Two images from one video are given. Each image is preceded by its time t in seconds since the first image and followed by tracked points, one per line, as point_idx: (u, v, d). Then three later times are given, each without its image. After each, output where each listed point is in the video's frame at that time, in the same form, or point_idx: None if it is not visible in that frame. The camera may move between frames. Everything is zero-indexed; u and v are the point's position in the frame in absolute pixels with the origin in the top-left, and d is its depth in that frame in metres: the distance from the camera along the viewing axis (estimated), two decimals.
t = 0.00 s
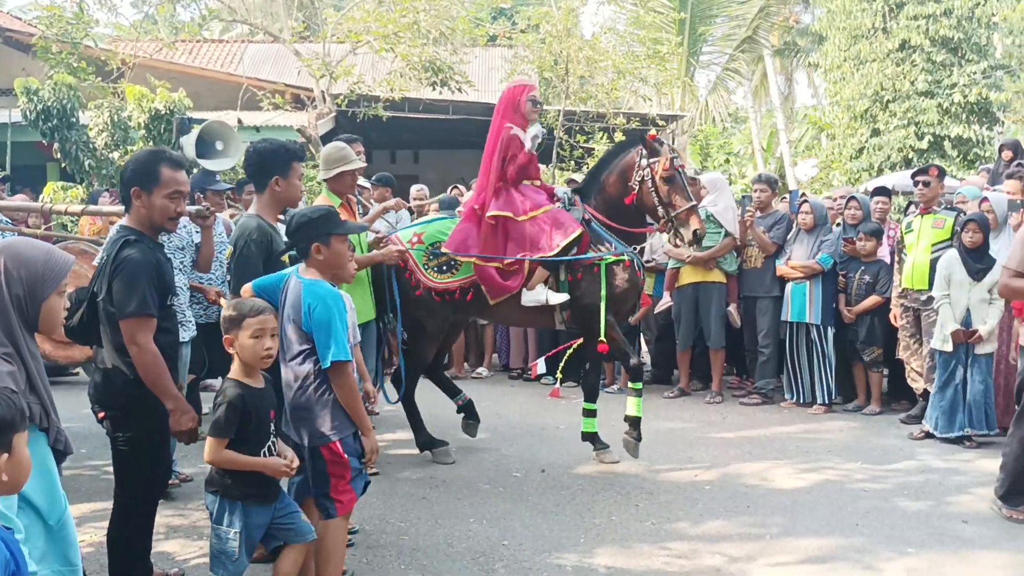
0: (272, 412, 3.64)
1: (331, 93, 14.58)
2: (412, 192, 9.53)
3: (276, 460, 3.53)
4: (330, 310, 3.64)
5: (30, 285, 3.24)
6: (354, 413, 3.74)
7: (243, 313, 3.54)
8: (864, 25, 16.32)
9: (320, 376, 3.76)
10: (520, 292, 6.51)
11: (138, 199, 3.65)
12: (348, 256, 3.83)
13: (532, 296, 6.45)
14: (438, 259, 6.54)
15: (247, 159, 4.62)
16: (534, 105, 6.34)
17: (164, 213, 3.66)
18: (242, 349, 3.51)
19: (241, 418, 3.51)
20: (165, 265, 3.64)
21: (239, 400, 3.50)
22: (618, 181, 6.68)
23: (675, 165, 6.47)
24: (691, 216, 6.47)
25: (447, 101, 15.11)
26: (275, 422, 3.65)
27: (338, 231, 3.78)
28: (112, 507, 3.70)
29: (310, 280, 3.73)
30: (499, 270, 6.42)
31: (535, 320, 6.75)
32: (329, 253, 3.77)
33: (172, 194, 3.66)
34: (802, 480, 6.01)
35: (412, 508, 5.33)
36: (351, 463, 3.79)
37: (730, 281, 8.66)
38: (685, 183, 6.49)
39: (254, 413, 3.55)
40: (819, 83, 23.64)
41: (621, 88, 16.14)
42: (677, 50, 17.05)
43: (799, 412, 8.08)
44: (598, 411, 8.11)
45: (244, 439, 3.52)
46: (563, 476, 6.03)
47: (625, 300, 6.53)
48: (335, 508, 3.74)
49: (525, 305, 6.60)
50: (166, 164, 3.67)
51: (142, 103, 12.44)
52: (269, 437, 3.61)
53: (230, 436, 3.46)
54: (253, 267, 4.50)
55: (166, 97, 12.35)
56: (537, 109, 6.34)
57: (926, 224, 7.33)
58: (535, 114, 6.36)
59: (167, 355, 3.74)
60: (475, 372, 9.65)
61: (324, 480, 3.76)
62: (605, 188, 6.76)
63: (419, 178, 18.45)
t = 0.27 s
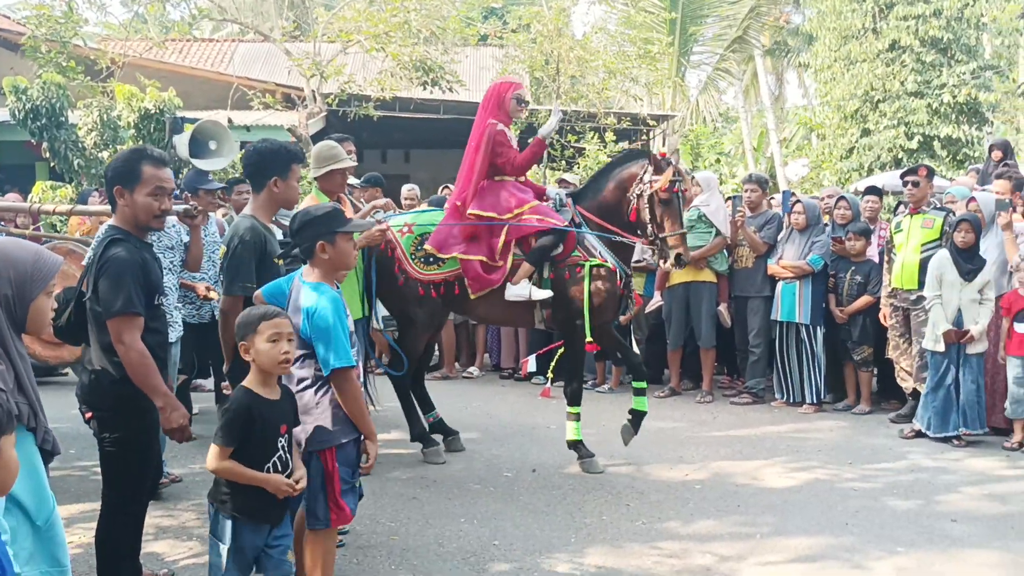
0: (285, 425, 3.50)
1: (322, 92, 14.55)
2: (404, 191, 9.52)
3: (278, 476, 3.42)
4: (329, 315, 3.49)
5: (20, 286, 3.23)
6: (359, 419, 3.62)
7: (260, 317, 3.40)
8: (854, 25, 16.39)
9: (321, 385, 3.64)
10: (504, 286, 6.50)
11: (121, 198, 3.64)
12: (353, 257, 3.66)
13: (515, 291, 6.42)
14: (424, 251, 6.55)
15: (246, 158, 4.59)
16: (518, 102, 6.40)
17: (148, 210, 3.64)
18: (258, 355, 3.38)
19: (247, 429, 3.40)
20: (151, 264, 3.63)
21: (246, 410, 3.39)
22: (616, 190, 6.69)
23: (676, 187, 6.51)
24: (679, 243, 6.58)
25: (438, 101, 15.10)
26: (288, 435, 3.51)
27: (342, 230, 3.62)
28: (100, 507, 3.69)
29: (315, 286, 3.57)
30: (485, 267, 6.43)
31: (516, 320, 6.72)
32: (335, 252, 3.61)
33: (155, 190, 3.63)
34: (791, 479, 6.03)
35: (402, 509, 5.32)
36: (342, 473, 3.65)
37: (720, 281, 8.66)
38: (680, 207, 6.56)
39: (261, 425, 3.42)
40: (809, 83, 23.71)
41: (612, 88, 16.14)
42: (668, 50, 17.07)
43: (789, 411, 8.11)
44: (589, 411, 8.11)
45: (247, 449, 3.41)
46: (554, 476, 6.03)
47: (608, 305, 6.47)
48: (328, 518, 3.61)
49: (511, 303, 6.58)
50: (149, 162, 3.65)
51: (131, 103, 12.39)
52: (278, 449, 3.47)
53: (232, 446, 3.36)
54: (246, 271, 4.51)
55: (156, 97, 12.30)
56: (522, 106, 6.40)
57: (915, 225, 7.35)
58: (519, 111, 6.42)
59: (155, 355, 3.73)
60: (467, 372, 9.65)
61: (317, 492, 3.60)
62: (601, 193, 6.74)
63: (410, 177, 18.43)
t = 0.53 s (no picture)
0: (290, 427, 3.32)
1: (318, 92, 14.53)
2: (401, 191, 9.51)
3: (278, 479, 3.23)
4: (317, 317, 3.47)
5: (17, 284, 3.22)
6: (359, 430, 3.61)
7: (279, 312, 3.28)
8: (850, 25, 16.39)
9: (320, 387, 3.67)
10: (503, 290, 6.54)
11: (115, 197, 3.64)
12: (358, 258, 3.63)
13: (514, 293, 6.48)
14: (423, 258, 6.52)
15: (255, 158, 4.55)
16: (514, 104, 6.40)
17: (140, 207, 3.62)
18: (272, 350, 3.25)
19: (248, 427, 3.23)
20: (146, 262, 3.63)
21: (247, 406, 3.22)
22: (619, 192, 6.65)
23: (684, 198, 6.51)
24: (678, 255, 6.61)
25: (434, 100, 15.08)
26: (293, 439, 3.33)
27: (348, 230, 3.59)
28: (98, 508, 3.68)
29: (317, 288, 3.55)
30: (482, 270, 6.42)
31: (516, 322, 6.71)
32: (340, 252, 3.57)
33: (146, 187, 3.62)
34: (788, 478, 6.04)
35: (400, 508, 5.32)
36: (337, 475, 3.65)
37: (717, 280, 8.66)
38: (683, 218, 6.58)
39: (264, 424, 3.25)
40: (806, 83, 23.73)
41: (608, 87, 16.12)
42: (664, 50, 17.07)
43: (786, 411, 8.12)
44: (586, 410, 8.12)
45: (249, 450, 3.24)
46: (551, 475, 6.03)
47: (606, 302, 6.52)
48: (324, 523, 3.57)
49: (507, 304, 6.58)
50: (141, 159, 3.64)
51: (127, 102, 12.36)
52: (280, 453, 3.29)
53: (233, 444, 3.20)
54: (251, 272, 4.45)
55: (152, 96, 12.28)
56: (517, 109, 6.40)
57: (912, 224, 7.34)
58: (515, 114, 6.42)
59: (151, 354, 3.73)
60: (464, 371, 9.65)
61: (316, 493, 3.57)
62: (606, 194, 6.69)
63: (407, 177, 18.42)
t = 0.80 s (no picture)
0: (281, 444, 3.15)
1: (319, 91, 14.52)
2: (402, 191, 9.50)
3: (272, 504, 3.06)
4: (310, 324, 3.49)
5: (19, 283, 3.22)
6: (358, 432, 3.57)
7: (272, 327, 3.12)
8: (851, 24, 16.36)
9: (319, 392, 3.66)
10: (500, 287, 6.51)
11: (114, 196, 3.64)
12: (357, 259, 3.61)
13: (510, 292, 6.43)
14: (420, 250, 6.52)
15: (266, 157, 4.54)
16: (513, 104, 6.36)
17: (140, 207, 3.62)
18: (266, 367, 3.09)
19: (235, 448, 3.06)
20: (145, 261, 3.63)
21: (231, 427, 3.05)
22: (611, 187, 6.69)
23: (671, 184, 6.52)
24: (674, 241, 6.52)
25: (435, 99, 15.08)
26: (287, 456, 3.17)
27: (347, 231, 3.58)
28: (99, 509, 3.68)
29: (315, 289, 3.56)
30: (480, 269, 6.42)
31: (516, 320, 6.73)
32: (338, 253, 3.56)
33: (145, 187, 3.61)
34: (790, 478, 6.04)
35: (401, 508, 5.32)
36: (337, 478, 3.65)
37: (718, 280, 8.65)
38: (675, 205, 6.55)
39: (252, 443, 3.08)
40: (806, 82, 23.73)
41: (609, 87, 16.11)
42: (665, 49, 17.07)
43: (787, 410, 8.12)
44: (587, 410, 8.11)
45: (239, 472, 3.07)
46: (553, 475, 6.03)
47: (604, 302, 6.48)
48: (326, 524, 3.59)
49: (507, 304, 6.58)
50: (141, 159, 3.64)
51: (129, 102, 12.36)
52: (274, 471, 3.13)
53: (219, 467, 3.03)
54: (262, 272, 4.42)
55: (153, 96, 12.29)
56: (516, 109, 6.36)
57: (913, 224, 7.34)
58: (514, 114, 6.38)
59: (150, 353, 3.73)
60: (465, 371, 9.64)
61: (316, 492, 3.58)
62: (597, 192, 6.75)
63: (408, 176, 18.44)
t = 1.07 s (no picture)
0: (281, 451, 3.13)
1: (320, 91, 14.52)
2: (402, 190, 9.50)
3: (275, 505, 3.04)
4: (312, 327, 3.49)
5: (18, 283, 3.22)
6: (352, 431, 3.57)
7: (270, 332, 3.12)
8: (852, 24, 16.34)
9: (315, 391, 3.68)
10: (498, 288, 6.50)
11: (112, 195, 3.64)
12: (350, 258, 3.61)
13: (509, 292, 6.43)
14: (419, 251, 6.54)
15: (277, 160, 4.44)
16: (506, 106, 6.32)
17: (139, 207, 3.62)
18: (266, 373, 3.08)
19: (233, 456, 3.04)
20: (143, 260, 3.63)
21: (228, 435, 3.04)
22: (617, 194, 6.68)
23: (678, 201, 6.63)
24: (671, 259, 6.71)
25: (435, 99, 15.07)
26: (287, 463, 3.14)
27: (340, 230, 3.57)
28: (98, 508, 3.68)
29: (310, 288, 3.57)
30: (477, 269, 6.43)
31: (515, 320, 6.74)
32: (331, 253, 3.55)
33: (144, 187, 3.61)
34: (790, 477, 6.04)
35: (402, 508, 5.31)
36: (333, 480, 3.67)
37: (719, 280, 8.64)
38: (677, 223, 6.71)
39: (252, 451, 3.06)
40: (807, 82, 23.71)
41: (610, 86, 16.09)
42: (666, 49, 17.07)
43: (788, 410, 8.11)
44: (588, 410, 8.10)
45: (240, 481, 3.05)
46: (554, 475, 6.02)
47: (602, 302, 6.45)
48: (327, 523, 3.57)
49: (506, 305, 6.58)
50: (141, 159, 3.63)
51: (129, 101, 12.35)
52: (275, 479, 3.10)
53: (220, 477, 3.01)
54: (272, 278, 4.40)
55: (153, 96, 12.29)
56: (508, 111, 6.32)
57: (913, 224, 7.34)
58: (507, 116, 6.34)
59: (150, 352, 3.73)
60: (465, 370, 9.64)
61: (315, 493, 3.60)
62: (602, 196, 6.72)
63: (408, 176, 18.44)
